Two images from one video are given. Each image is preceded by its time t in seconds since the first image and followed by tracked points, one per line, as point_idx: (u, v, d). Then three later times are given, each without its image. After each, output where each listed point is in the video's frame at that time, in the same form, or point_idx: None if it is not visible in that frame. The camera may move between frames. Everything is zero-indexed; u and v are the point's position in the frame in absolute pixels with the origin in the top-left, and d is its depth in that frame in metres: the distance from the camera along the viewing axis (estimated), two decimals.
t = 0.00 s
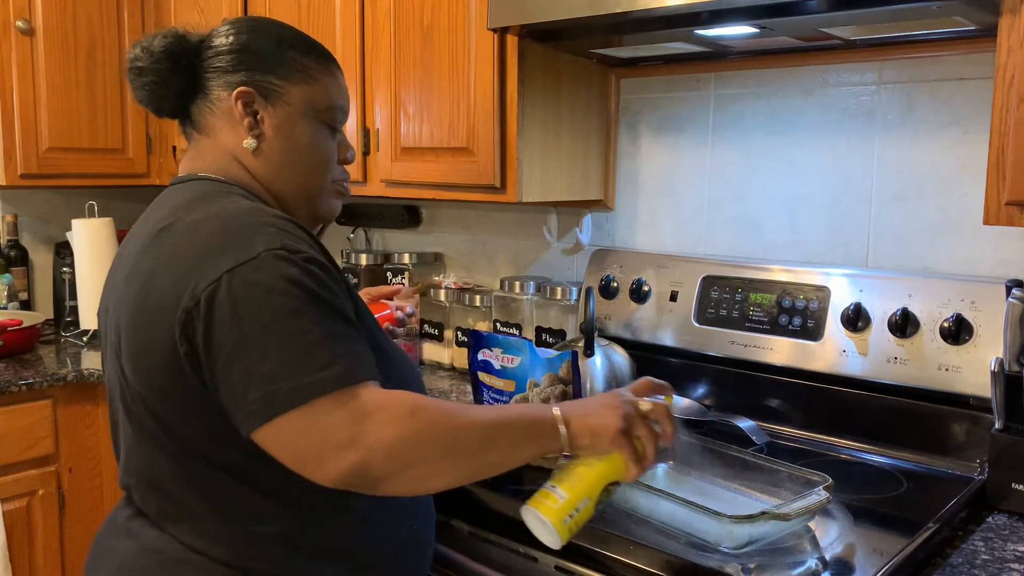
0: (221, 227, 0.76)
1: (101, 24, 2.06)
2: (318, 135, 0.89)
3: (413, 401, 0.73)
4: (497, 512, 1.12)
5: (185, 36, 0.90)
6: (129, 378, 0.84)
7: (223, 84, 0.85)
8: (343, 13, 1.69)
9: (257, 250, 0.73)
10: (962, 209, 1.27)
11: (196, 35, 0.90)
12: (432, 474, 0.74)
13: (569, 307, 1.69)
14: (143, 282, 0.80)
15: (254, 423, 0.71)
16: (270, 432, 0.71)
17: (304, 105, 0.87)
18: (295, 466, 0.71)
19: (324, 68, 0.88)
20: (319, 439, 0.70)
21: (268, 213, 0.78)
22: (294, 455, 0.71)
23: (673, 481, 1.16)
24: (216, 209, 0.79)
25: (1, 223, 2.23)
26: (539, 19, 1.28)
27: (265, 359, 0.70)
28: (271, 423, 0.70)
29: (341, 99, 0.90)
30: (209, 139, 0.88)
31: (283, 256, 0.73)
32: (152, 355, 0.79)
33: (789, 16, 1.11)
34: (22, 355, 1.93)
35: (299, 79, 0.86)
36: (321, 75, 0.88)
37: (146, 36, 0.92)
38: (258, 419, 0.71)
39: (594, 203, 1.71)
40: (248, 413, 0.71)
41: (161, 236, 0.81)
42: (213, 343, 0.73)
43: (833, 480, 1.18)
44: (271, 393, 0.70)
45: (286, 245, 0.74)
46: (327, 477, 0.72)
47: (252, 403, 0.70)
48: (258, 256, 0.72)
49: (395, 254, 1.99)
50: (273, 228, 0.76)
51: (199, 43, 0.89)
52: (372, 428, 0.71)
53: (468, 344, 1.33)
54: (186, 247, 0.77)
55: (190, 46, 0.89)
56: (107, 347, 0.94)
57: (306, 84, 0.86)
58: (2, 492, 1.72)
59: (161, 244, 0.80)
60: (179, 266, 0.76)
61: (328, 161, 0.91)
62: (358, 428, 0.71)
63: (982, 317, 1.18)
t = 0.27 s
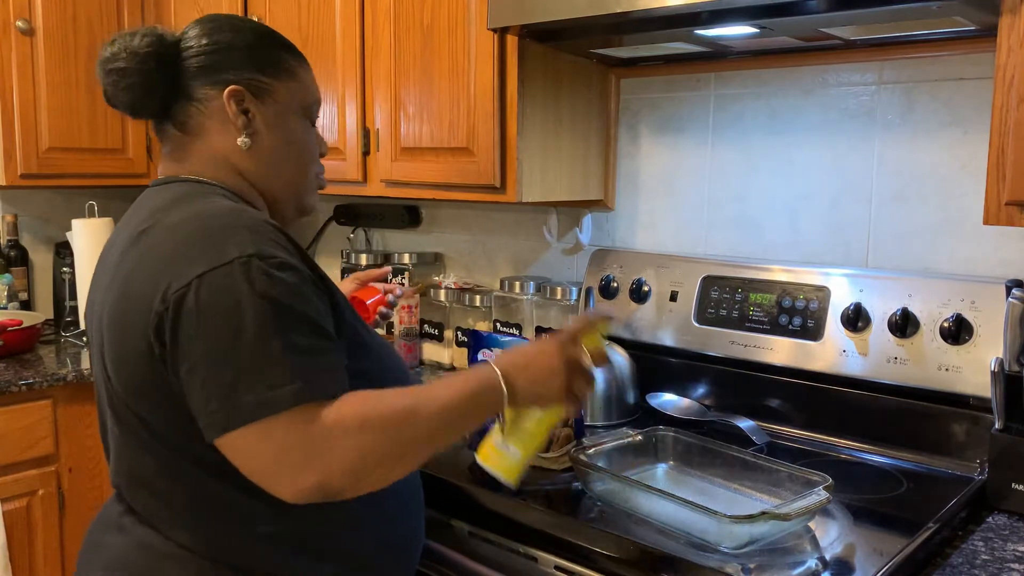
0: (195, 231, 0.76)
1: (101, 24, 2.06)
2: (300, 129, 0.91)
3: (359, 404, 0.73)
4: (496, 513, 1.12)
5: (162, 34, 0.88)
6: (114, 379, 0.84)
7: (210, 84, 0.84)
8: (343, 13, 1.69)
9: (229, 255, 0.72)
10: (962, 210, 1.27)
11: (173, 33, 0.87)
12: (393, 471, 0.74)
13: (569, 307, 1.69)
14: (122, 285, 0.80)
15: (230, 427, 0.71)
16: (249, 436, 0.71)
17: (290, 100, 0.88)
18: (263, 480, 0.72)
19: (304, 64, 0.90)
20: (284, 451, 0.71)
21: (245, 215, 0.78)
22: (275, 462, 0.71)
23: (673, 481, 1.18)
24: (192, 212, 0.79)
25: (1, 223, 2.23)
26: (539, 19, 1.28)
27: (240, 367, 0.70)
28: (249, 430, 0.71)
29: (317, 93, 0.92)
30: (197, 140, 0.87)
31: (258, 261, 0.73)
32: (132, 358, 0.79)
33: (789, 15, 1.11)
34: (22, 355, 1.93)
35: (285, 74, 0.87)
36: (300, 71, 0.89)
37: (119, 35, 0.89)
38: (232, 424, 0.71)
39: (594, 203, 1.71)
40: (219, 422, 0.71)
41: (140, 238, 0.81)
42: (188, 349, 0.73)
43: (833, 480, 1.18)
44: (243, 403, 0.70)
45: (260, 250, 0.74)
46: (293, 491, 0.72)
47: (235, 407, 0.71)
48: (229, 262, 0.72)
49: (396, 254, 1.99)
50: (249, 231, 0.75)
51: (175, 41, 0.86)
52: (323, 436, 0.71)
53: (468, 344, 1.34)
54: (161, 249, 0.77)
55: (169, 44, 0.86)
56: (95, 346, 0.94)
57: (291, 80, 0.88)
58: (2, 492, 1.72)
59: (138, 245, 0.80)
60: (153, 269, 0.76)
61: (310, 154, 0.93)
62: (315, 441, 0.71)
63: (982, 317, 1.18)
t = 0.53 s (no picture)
0: (199, 232, 0.81)
1: (101, 24, 2.06)
2: (275, 131, 0.97)
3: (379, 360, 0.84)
4: (496, 512, 1.12)
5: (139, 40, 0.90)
6: (108, 380, 0.86)
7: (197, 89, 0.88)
8: (343, 13, 1.69)
9: (241, 251, 0.79)
10: (962, 210, 1.27)
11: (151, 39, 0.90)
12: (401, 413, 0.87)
13: (569, 307, 1.69)
14: (121, 287, 0.84)
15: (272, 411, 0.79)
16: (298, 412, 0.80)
17: (267, 104, 0.94)
18: (326, 443, 0.82)
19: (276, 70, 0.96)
20: (339, 411, 0.81)
21: (247, 215, 0.84)
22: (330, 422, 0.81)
23: (672, 481, 1.18)
24: (185, 213, 0.84)
25: (1, 223, 2.23)
26: (539, 19, 1.28)
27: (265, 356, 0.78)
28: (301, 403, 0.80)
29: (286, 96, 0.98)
30: (184, 143, 0.90)
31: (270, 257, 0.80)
32: (136, 357, 0.83)
33: (789, 15, 1.11)
34: (22, 355, 1.93)
35: (262, 80, 0.93)
36: (273, 76, 0.95)
37: (92, 40, 0.89)
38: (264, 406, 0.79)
39: (594, 203, 1.71)
40: (254, 407, 0.79)
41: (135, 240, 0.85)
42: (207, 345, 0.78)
43: (833, 480, 1.18)
44: (279, 388, 0.79)
45: (271, 246, 0.82)
46: (357, 440, 0.84)
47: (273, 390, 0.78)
48: (244, 258, 0.79)
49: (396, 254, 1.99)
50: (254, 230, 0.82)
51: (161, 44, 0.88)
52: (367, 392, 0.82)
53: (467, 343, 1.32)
54: (165, 253, 0.81)
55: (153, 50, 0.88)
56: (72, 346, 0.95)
57: (267, 85, 0.94)
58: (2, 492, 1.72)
59: (133, 252, 0.84)
60: (161, 273, 0.81)
61: (284, 154, 0.99)
62: (365, 396, 0.82)
63: (982, 317, 1.18)
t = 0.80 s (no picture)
0: (234, 230, 0.88)
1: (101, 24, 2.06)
2: (252, 140, 1.02)
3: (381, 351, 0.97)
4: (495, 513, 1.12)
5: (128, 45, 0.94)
6: (118, 373, 0.90)
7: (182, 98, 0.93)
8: (343, 13, 1.69)
9: (280, 246, 0.88)
10: (962, 209, 1.27)
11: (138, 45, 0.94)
12: (393, 401, 0.99)
13: (569, 307, 1.69)
14: (140, 284, 0.88)
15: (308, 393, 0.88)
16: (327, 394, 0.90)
17: (246, 117, 1.00)
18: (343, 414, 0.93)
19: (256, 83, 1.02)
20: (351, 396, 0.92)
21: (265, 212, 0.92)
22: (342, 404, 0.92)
23: (672, 481, 1.18)
24: (209, 211, 0.89)
25: (2, 223, 2.23)
26: (538, 19, 1.28)
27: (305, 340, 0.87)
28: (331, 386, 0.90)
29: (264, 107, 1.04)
30: (162, 149, 0.95)
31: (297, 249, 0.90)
32: (163, 349, 0.87)
33: (789, 15, 1.11)
34: (22, 355, 1.93)
35: (243, 93, 0.98)
36: (253, 87, 1.01)
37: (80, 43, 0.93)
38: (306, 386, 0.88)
39: (594, 203, 1.71)
40: (296, 389, 0.88)
41: (151, 239, 0.89)
42: (247, 334, 0.86)
43: (833, 480, 1.18)
44: (320, 368, 0.88)
45: (296, 239, 0.91)
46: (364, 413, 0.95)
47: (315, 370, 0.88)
48: (284, 252, 0.88)
49: (396, 254, 1.99)
50: (277, 225, 0.91)
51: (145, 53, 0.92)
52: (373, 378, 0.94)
53: (468, 343, 1.32)
54: (198, 250, 0.87)
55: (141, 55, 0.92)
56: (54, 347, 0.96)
57: (247, 98, 0.99)
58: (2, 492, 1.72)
59: (157, 250, 0.88)
60: (197, 268, 0.86)
61: (258, 164, 1.05)
62: (372, 383, 0.94)
63: (982, 317, 1.18)
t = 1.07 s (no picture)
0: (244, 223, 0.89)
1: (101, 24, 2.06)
2: (246, 142, 1.04)
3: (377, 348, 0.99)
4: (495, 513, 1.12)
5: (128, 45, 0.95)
6: (124, 366, 0.90)
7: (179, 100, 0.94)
8: (343, 12, 1.69)
9: (287, 240, 0.90)
10: (962, 209, 1.27)
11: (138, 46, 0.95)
12: (384, 397, 1.02)
13: (569, 307, 1.69)
14: (149, 279, 0.88)
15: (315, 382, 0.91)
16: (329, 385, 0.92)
17: (241, 119, 1.02)
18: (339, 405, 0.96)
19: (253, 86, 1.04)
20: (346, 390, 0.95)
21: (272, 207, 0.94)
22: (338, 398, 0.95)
23: (672, 481, 1.18)
24: (217, 205, 0.91)
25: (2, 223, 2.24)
26: (539, 19, 1.28)
27: (316, 330, 0.90)
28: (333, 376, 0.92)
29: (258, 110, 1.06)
30: (158, 148, 0.96)
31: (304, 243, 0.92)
32: (172, 342, 0.88)
33: (789, 15, 1.11)
34: (22, 355, 1.93)
35: (239, 96, 1.00)
36: (249, 90, 1.03)
37: (80, 42, 0.94)
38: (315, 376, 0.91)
39: (593, 203, 1.71)
40: (304, 380, 0.90)
41: (161, 233, 0.89)
42: (259, 326, 0.88)
43: (833, 480, 1.18)
44: (328, 357, 0.91)
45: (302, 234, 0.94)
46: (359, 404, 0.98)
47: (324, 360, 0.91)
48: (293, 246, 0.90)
49: (396, 254, 1.99)
50: (285, 220, 0.93)
51: (146, 54, 0.93)
52: (368, 373, 0.97)
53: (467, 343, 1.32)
54: (209, 243, 0.88)
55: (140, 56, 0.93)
56: (51, 342, 0.95)
57: (243, 101, 1.01)
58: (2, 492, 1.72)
59: (167, 243, 0.88)
60: (208, 261, 0.87)
61: (252, 165, 1.07)
62: (367, 378, 0.97)
63: (982, 317, 1.18)
